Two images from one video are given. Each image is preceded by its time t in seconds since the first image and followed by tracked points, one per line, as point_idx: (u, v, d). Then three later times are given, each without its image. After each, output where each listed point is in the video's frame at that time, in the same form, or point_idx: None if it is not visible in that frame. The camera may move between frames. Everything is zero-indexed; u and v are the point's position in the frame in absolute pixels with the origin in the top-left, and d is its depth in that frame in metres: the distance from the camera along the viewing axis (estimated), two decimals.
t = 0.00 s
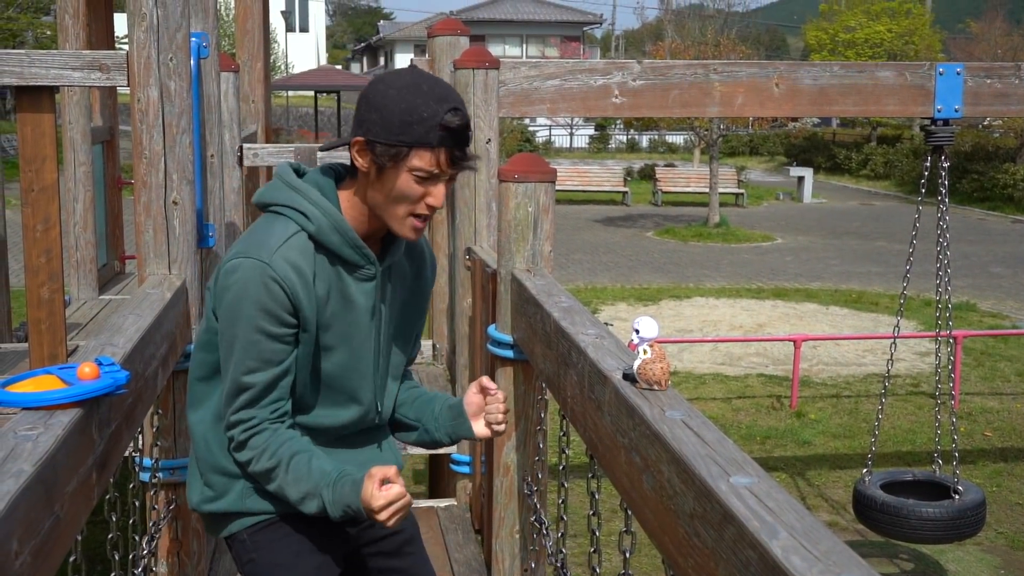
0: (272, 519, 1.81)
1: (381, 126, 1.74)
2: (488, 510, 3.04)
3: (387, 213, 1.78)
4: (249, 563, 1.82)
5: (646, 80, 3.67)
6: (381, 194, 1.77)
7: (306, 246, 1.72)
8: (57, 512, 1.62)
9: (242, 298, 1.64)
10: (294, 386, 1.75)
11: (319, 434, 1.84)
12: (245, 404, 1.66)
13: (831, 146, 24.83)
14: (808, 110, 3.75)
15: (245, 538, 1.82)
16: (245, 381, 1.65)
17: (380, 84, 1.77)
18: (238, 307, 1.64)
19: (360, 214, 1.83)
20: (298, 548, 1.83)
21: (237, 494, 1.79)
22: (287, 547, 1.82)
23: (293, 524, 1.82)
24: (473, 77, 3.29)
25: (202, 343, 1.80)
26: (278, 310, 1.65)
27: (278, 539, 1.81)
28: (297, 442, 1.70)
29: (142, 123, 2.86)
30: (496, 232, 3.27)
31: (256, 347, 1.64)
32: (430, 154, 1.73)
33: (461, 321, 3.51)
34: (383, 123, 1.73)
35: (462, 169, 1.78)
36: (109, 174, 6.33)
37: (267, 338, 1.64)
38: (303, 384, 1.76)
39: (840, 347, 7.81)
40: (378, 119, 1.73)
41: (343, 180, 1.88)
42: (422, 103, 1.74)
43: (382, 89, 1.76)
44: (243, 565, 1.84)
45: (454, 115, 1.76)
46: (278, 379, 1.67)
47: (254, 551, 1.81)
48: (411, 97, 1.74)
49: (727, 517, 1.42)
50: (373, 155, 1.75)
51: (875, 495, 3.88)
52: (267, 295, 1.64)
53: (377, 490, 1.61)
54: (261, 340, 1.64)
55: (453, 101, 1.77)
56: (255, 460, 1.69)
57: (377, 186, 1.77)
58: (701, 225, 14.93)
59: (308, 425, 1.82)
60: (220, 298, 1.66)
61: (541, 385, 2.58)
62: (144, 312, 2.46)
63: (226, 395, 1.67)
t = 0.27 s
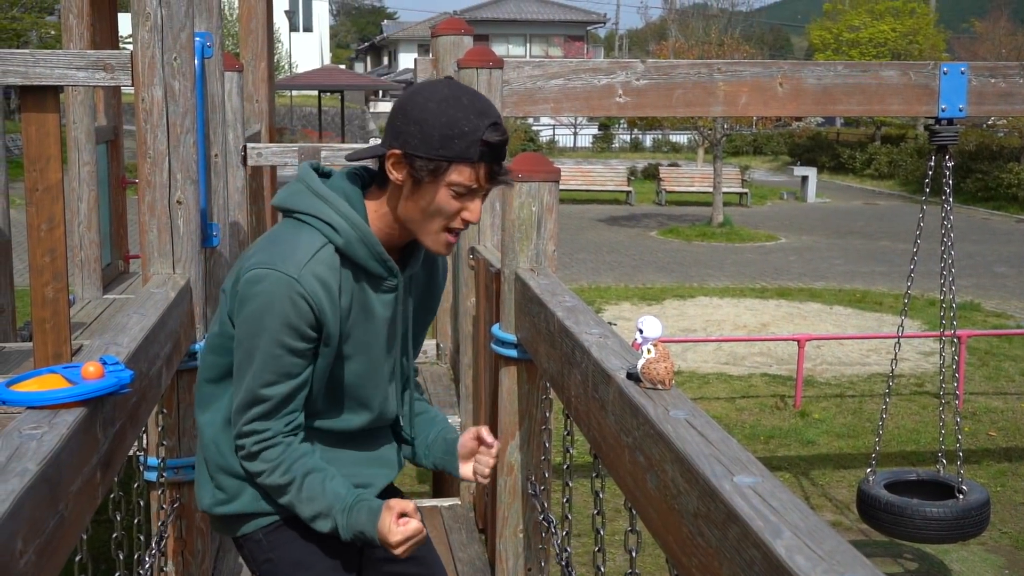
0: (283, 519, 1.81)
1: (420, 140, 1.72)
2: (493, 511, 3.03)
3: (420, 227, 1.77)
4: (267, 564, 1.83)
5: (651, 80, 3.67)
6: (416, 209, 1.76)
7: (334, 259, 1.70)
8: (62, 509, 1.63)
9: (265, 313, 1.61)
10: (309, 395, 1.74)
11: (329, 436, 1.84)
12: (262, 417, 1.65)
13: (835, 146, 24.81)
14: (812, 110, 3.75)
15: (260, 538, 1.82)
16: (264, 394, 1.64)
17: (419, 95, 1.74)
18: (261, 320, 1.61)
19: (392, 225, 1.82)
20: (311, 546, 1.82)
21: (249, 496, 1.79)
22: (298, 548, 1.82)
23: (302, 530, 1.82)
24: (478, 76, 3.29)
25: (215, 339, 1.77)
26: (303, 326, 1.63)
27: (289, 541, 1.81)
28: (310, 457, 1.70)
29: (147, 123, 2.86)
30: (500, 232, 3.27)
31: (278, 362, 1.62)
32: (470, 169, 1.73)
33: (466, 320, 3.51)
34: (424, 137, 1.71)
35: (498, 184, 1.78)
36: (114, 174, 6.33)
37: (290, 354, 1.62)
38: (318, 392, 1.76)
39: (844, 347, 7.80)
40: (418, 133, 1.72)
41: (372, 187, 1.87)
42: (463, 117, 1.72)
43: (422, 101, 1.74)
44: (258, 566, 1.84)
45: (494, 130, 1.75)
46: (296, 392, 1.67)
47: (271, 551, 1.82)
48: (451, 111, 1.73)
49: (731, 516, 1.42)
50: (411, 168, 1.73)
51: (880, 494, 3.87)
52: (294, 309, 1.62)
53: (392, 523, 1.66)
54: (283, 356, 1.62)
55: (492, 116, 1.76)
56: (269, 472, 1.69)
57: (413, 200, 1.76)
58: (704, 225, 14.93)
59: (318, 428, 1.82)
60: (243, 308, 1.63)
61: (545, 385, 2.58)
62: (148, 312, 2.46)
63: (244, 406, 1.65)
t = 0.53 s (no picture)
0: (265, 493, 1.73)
1: (464, 120, 1.68)
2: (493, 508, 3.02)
3: (462, 209, 1.73)
4: (249, 536, 1.75)
5: (652, 77, 3.66)
6: (458, 190, 1.72)
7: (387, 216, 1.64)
8: (62, 506, 1.63)
9: (320, 254, 1.53)
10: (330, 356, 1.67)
11: (340, 403, 1.76)
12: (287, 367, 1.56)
13: (836, 143, 24.83)
14: (814, 108, 3.74)
15: (244, 510, 1.74)
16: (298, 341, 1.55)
17: (464, 75, 1.70)
18: (311, 260, 1.53)
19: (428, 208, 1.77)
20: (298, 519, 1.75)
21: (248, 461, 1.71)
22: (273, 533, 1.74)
23: (279, 509, 1.74)
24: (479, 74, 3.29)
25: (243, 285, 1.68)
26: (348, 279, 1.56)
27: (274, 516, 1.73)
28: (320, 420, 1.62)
29: (147, 120, 2.87)
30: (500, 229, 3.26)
31: (317, 310, 1.54)
32: (514, 150, 1.69)
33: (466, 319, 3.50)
34: (469, 116, 1.67)
35: (540, 165, 1.74)
36: (115, 172, 6.34)
37: (331, 304, 1.55)
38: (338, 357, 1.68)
39: (845, 344, 7.81)
40: (463, 112, 1.68)
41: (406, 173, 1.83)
42: (509, 97, 1.68)
43: (466, 81, 1.70)
44: (237, 539, 1.76)
45: (538, 111, 1.71)
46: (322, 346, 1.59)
47: (254, 523, 1.74)
48: (496, 91, 1.68)
49: (732, 514, 1.42)
50: (456, 148, 1.69)
51: (881, 491, 3.87)
52: (347, 257, 1.54)
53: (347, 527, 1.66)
54: (323, 306, 1.55)
55: (537, 97, 1.72)
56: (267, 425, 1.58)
57: (454, 181, 1.71)
58: (705, 222, 14.95)
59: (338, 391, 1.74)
60: (296, 242, 1.55)
61: (547, 382, 2.58)
62: (149, 310, 2.46)
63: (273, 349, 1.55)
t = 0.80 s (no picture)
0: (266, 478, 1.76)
1: (506, 154, 1.64)
2: (494, 509, 3.03)
3: (469, 227, 1.72)
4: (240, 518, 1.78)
5: (652, 78, 3.66)
6: (471, 209, 1.71)
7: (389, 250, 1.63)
8: (63, 509, 1.63)
9: (319, 300, 1.53)
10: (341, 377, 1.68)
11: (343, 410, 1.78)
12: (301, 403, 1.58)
13: (836, 143, 24.82)
14: (814, 108, 3.74)
15: (238, 493, 1.78)
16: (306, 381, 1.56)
17: (529, 111, 1.65)
18: (313, 305, 1.53)
19: (445, 215, 1.76)
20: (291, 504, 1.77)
21: (241, 451, 1.75)
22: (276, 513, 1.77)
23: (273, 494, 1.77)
24: (478, 74, 3.30)
25: (249, 306, 1.68)
26: (350, 319, 1.56)
27: (268, 502, 1.77)
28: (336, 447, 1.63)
29: (148, 121, 2.87)
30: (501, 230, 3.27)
31: (323, 351, 1.55)
32: (537, 208, 1.65)
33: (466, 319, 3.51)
34: (512, 155, 1.63)
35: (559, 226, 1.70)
36: (115, 173, 6.33)
37: (334, 342, 1.56)
38: (351, 377, 1.70)
39: (846, 344, 7.80)
40: (509, 145, 1.63)
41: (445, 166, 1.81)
42: (559, 154, 1.63)
43: (528, 116, 1.65)
44: (229, 520, 1.80)
45: (580, 181, 1.65)
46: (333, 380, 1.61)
47: (246, 506, 1.77)
48: (551, 144, 1.63)
49: (733, 515, 1.42)
50: (488, 176, 1.66)
51: (881, 491, 3.87)
52: (346, 300, 1.54)
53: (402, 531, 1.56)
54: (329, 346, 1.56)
55: (588, 164, 1.66)
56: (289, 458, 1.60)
57: (469, 198, 1.70)
58: (705, 222, 14.94)
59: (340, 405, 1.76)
60: (294, 284, 1.55)
61: (546, 383, 2.59)
62: (150, 310, 2.46)
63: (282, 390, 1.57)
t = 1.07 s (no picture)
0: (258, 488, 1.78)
1: (530, 180, 1.64)
2: (493, 511, 3.02)
3: (482, 253, 1.71)
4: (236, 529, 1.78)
5: (652, 81, 3.66)
6: (486, 233, 1.70)
7: (385, 261, 1.66)
8: (63, 511, 1.63)
9: (302, 296, 1.56)
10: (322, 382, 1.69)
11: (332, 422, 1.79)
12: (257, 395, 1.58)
13: (836, 146, 24.82)
14: (813, 111, 3.74)
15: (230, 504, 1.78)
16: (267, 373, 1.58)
17: (552, 141, 1.66)
18: (296, 299, 1.56)
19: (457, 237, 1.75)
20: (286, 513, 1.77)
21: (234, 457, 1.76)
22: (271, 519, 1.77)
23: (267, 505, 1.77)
24: (478, 77, 3.30)
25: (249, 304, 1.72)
26: (332, 322, 1.58)
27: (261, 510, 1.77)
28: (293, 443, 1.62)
29: (148, 124, 2.87)
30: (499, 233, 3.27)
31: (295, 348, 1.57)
32: (556, 237, 1.65)
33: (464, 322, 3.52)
34: (538, 183, 1.63)
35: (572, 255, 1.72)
36: (115, 175, 6.34)
37: (309, 343, 1.57)
38: (332, 384, 1.70)
39: (846, 346, 7.80)
40: (533, 173, 1.64)
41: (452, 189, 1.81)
42: (582, 184, 1.64)
43: (552, 146, 1.66)
44: (226, 531, 1.81)
45: (598, 210, 1.67)
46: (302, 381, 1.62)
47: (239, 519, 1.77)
48: (574, 172, 1.64)
49: (732, 517, 1.41)
50: (511, 203, 1.66)
51: (880, 494, 3.87)
52: (327, 299, 1.57)
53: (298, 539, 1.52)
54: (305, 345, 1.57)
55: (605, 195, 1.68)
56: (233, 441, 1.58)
57: (486, 224, 1.70)
58: (705, 225, 14.94)
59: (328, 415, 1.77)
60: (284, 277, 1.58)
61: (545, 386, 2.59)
62: (150, 313, 2.46)
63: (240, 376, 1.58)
